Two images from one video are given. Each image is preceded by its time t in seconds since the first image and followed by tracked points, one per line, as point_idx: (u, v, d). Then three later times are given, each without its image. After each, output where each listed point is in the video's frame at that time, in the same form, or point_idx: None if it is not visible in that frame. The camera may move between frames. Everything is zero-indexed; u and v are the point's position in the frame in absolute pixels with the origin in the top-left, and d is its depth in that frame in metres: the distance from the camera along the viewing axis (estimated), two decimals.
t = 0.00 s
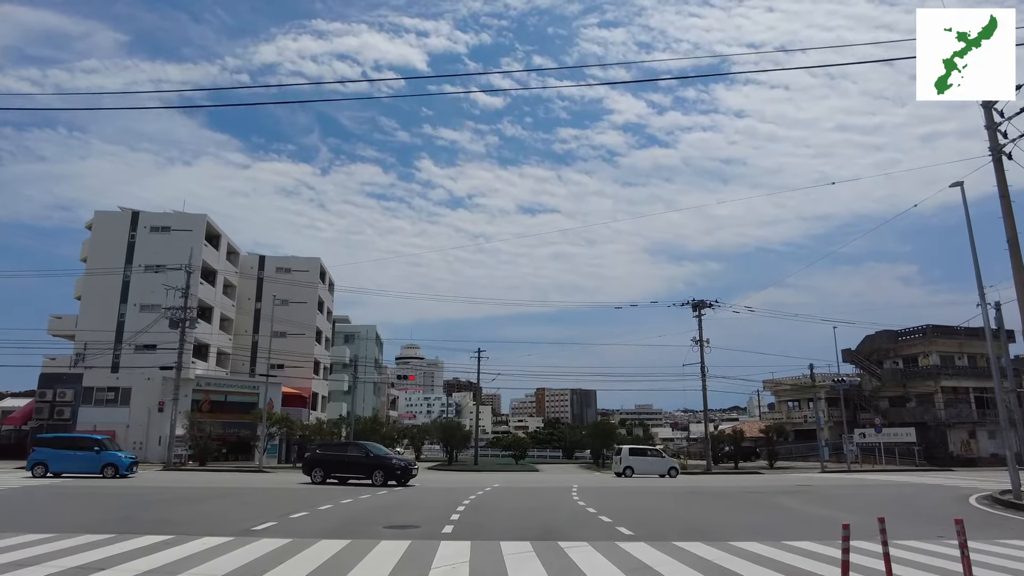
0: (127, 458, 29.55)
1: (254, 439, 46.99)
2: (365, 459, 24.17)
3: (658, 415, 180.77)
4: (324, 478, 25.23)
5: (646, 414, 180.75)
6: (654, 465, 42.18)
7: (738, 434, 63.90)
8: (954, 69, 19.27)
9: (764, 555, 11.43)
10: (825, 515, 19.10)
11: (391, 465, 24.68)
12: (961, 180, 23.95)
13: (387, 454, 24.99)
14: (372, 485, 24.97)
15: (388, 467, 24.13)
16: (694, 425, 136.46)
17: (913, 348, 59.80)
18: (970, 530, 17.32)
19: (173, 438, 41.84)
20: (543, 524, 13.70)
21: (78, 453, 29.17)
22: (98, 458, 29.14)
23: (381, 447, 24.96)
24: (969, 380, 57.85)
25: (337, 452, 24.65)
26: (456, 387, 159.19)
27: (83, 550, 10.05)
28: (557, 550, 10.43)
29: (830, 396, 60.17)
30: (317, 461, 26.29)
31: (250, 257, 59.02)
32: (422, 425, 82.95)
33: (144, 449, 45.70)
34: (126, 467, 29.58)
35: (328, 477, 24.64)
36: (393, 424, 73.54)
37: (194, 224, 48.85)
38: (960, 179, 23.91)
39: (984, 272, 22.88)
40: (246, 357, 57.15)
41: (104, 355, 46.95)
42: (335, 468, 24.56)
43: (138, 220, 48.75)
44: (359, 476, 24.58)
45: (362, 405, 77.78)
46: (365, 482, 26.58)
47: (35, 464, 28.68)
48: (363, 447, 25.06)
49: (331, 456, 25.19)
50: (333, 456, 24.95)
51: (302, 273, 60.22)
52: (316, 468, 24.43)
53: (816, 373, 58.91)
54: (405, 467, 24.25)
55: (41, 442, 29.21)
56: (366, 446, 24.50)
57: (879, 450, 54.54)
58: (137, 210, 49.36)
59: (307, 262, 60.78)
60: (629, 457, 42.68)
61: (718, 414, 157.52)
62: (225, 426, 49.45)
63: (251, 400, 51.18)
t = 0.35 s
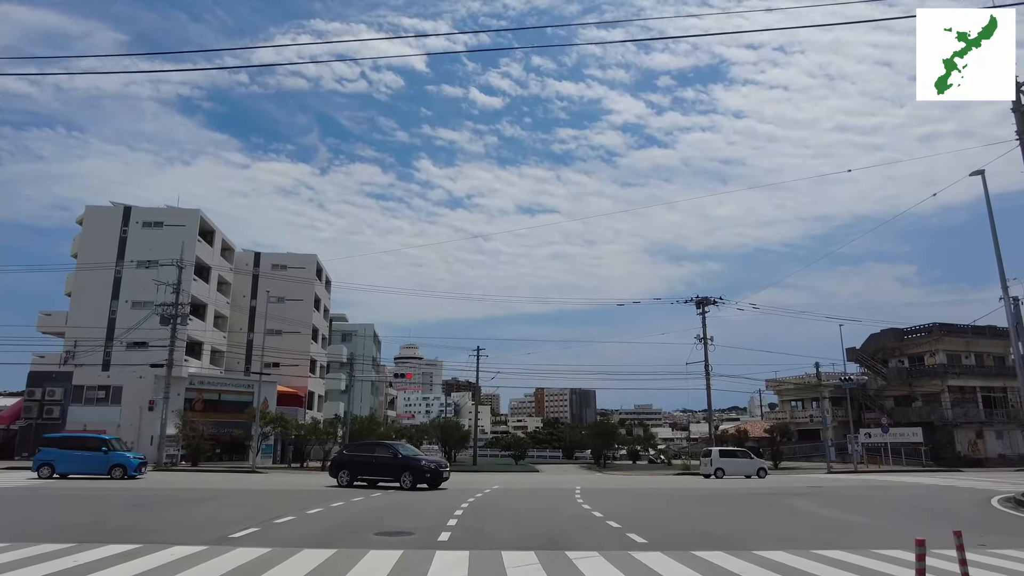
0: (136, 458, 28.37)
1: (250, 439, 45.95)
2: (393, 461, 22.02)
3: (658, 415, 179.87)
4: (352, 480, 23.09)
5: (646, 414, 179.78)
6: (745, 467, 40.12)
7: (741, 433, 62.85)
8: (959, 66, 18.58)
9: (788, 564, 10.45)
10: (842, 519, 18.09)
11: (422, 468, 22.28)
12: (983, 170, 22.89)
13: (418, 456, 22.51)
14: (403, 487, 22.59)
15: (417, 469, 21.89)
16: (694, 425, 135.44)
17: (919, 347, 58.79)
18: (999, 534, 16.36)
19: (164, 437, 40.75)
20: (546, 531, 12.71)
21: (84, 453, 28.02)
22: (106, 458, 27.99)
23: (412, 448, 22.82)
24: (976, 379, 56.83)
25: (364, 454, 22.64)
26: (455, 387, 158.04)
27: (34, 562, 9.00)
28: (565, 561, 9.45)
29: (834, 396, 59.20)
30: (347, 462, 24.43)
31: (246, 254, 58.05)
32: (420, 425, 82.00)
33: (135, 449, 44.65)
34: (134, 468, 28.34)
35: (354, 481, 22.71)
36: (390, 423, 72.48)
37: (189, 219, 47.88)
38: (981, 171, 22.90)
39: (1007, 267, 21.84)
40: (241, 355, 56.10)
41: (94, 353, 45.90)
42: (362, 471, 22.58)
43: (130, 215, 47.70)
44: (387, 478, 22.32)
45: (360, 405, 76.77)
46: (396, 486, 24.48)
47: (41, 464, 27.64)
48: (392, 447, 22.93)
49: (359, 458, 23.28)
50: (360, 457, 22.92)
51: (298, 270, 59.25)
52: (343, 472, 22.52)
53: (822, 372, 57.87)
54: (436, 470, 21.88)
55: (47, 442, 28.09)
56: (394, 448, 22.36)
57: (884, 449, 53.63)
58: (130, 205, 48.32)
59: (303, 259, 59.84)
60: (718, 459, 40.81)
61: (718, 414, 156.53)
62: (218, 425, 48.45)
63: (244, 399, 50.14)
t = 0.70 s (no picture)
0: (147, 458, 27.43)
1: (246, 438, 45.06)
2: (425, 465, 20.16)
3: (658, 415, 179.02)
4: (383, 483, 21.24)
5: (646, 413, 178.89)
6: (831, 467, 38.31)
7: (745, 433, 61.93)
8: (954, 71, 18.31)
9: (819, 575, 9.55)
10: (861, 522, 17.26)
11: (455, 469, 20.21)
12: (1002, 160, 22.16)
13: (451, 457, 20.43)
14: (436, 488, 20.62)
15: (450, 471, 19.92)
16: (695, 425, 134.51)
17: (926, 346, 57.92)
18: None
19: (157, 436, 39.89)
20: (556, 538, 11.79)
21: (95, 452, 27.09)
22: (117, 458, 27.07)
23: (446, 448, 21.12)
24: (983, 378, 56.02)
25: (395, 454, 20.91)
26: (454, 386, 157.08)
27: None
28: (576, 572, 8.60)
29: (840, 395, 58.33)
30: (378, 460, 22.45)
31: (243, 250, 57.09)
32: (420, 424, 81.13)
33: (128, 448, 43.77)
34: (146, 468, 27.32)
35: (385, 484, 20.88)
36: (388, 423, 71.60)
37: (184, 214, 46.94)
38: (1000, 161, 22.16)
39: None
40: (237, 353, 55.19)
41: (87, 350, 44.99)
42: (394, 473, 20.79)
43: (124, 210, 46.73)
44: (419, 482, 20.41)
45: (359, 404, 75.87)
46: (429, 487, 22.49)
47: (51, 464, 26.52)
48: (424, 447, 20.90)
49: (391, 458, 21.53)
50: (391, 459, 21.03)
51: (295, 266, 58.28)
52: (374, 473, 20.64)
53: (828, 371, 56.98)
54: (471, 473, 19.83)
55: (57, 441, 27.15)
56: (426, 447, 20.59)
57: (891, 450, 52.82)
58: (123, 199, 47.35)
59: (301, 255, 58.88)
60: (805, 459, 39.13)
61: (718, 414, 155.66)
62: (213, 424, 47.55)
63: (240, 397, 49.35)
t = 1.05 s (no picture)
0: (167, 459, 26.59)
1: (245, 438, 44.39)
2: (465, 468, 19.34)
3: (661, 416, 178.01)
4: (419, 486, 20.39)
5: (648, 414, 177.89)
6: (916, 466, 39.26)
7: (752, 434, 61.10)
8: (950, 74, 17.94)
9: None
10: (882, 526, 16.53)
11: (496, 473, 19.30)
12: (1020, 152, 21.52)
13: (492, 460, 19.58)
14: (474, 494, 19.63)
15: (490, 474, 19.02)
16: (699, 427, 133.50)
17: (936, 346, 57.01)
18: None
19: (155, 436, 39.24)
20: (566, 546, 11.01)
21: (114, 453, 26.33)
22: (136, 459, 26.25)
23: (487, 451, 20.21)
24: (994, 379, 55.13)
25: (433, 456, 20.13)
26: (457, 387, 156.22)
27: None
28: None
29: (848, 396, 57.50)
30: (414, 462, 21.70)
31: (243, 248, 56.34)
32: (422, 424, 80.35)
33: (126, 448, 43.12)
34: (166, 469, 26.49)
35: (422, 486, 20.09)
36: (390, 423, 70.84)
37: (183, 210, 46.27)
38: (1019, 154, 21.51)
39: None
40: (237, 352, 54.45)
41: (85, 348, 44.35)
42: (430, 476, 19.96)
43: (123, 206, 46.06)
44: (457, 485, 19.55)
45: (360, 404, 75.08)
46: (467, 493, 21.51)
47: (69, 465, 26.04)
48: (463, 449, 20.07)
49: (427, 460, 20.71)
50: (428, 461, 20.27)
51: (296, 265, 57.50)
52: (410, 476, 19.87)
53: (837, 371, 56.16)
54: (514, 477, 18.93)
55: (75, 441, 26.50)
56: (466, 449, 19.78)
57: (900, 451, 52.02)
58: (122, 196, 46.67)
59: (301, 254, 58.11)
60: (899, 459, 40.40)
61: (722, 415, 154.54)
62: (213, 423, 46.86)
63: (240, 396, 48.67)
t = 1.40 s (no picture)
0: (190, 460, 25.92)
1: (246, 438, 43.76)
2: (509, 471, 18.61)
3: (666, 416, 176.95)
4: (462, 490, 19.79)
5: (653, 415, 176.73)
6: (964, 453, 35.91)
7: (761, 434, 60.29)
8: (951, 73, 17.40)
9: None
10: (902, 530, 15.89)
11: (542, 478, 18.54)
12: None
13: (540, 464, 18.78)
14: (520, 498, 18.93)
15: (536, 479, 18.27)
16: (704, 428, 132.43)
17: (946, 346, 56.17)
18: None
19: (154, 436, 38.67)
20: (577, 551, 10.46)
21: (136, 454, 25.74)
22: (158, 459, 25.65)
23: (529, 452, 19.50)
24: (1006, 378, 54.26)
25: (476, 458, 19.45)
26: (461, 388, 155.42)
27: None
28: None
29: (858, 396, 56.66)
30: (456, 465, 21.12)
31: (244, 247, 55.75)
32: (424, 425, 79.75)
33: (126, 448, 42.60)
34: (189, 471, 25.85)
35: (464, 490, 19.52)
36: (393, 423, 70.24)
37: (184, 208, 45.74)
38: None
39: None
40: (239, 352, 53.92)
41: (85, 348, 43.87)
42: (473, 479, 19.37)
43: (123, 205, 45.56)
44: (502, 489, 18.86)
45: (364, 404, 74.52)
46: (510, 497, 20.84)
47: (92, 466, 25.62)
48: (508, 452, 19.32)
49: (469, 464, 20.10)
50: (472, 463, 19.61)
51: (298, 264, 56.89)
52: (451, 479, 19.29)
53: (847, 370, 55.30)
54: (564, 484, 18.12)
55: (98, 440, 25.94)
56: (511, 451, 19.06)
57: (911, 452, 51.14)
58: (122, 194, 46.19)
59: (304, 253, 57.52)
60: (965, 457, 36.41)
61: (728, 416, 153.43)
62: (213, 423, 46.28)
63: (242, 396, 48.10)
